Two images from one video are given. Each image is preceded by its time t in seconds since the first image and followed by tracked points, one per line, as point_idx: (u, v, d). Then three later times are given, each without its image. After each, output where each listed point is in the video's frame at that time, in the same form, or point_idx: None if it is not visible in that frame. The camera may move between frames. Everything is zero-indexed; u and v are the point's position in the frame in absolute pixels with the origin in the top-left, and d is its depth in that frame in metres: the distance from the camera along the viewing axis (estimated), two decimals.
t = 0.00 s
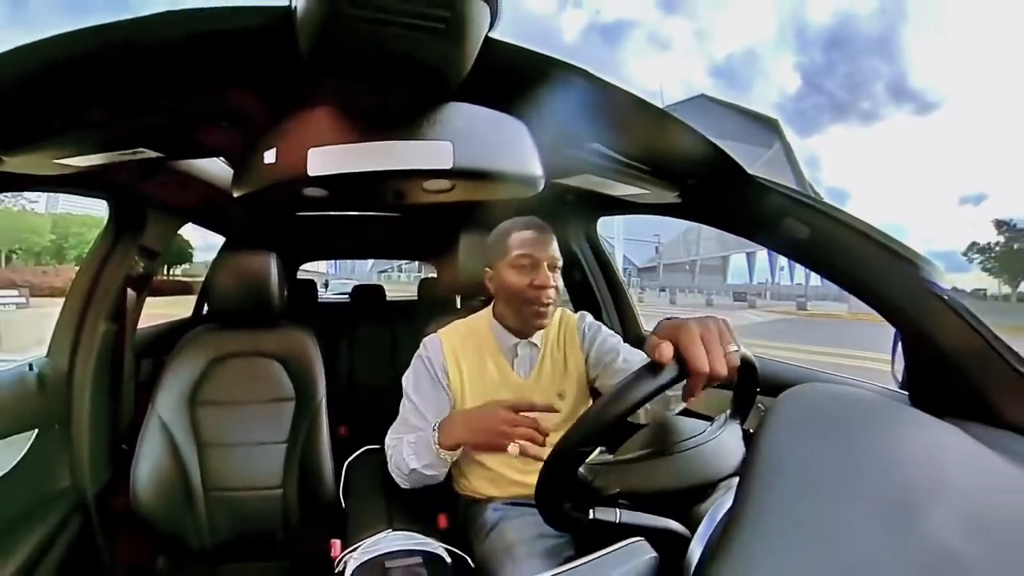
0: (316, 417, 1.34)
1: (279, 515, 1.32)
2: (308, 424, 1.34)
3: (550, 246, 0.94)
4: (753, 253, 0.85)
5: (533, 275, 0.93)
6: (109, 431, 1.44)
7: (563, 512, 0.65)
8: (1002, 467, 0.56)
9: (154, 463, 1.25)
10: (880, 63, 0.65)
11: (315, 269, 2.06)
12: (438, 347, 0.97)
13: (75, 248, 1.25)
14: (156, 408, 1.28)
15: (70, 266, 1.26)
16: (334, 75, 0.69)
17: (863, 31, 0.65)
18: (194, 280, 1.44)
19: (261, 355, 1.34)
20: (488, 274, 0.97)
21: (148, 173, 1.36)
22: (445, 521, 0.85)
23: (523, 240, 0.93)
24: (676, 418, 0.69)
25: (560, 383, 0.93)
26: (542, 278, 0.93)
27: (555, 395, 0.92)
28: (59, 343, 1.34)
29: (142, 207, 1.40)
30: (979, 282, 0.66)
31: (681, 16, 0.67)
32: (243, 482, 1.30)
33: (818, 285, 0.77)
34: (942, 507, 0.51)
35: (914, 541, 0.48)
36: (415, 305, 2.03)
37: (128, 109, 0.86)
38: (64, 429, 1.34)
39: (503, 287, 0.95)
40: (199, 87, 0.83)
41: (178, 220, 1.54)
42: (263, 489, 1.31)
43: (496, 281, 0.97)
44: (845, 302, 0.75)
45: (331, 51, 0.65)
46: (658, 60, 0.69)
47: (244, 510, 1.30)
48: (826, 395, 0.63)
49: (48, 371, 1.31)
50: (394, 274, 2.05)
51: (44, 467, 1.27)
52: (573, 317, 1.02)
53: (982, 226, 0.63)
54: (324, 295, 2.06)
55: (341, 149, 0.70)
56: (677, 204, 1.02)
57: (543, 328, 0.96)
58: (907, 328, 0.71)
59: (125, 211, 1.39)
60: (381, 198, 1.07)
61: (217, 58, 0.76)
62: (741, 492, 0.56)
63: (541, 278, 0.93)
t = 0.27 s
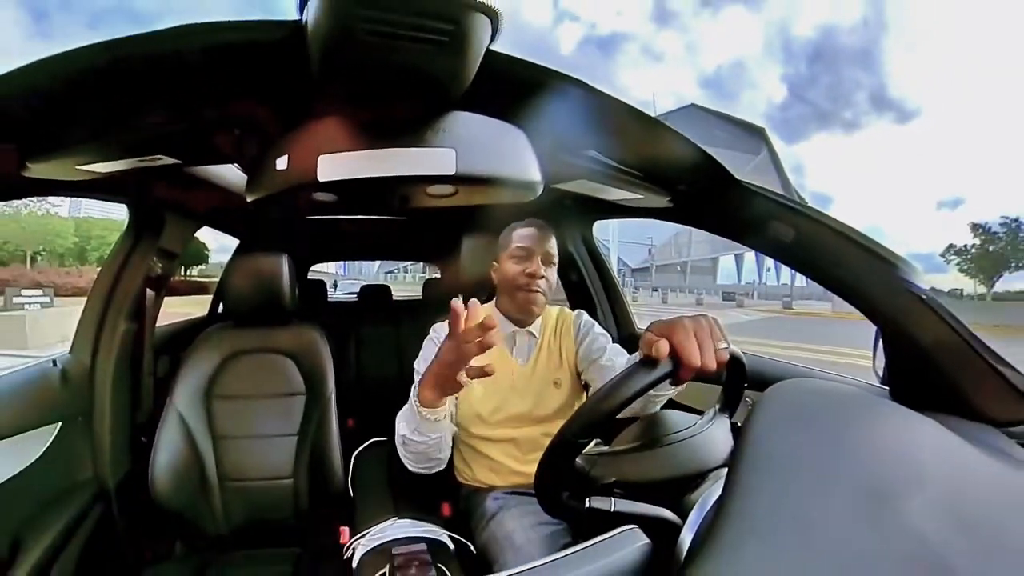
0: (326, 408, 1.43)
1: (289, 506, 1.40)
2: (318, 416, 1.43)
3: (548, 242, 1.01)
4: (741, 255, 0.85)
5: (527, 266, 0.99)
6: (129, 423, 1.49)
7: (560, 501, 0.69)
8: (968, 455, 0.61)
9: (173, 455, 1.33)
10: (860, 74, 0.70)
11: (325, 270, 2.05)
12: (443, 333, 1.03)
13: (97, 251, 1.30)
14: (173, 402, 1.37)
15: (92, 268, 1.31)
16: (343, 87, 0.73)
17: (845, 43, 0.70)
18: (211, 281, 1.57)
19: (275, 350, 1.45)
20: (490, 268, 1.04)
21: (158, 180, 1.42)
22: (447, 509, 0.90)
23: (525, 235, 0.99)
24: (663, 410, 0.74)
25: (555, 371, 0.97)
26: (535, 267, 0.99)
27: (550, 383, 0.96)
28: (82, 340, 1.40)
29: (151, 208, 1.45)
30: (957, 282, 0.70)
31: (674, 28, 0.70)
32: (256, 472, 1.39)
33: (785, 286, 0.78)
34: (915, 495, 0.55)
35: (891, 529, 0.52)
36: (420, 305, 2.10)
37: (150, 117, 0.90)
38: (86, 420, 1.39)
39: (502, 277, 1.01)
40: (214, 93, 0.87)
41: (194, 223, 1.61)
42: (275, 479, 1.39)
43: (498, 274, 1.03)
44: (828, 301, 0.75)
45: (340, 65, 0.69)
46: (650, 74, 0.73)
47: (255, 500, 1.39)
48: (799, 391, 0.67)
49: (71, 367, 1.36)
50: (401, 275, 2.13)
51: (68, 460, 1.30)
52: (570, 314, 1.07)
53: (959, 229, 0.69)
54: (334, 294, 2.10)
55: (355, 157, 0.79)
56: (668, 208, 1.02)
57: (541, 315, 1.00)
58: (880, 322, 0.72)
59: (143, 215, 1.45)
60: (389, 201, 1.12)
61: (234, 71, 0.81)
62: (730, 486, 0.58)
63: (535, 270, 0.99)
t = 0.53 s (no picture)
0: (336, 401, 1.55)
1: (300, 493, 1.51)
2: (328, 409, 1.55)
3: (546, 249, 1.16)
4: (729, 257, 0.89)
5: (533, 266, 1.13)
6: (147, 416, 1.55)
7: (558, 491, 0.72)
8: (947, 451, 0.65)
9: (189, 448, 1.45)
10: (843, 84, 0.73)
11: (333, 271, 2.18)
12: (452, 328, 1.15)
13: (118, 253, 1.33)
14: (191, 396, 1.48)
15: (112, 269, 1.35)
16: (353, 97, 0.78)
17: (828, 55, 0.74)
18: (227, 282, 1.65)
19: (289, 347, 1.55)
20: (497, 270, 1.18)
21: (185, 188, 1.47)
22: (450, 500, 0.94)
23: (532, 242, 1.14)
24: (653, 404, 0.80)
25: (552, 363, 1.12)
26: (540, 268, 1.14)
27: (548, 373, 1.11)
28: (102, 336, 1.46)
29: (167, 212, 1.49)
30: (935, 282, 0.73)
31: (665, 42, 0.75)
32: (270, 463, 1.50)
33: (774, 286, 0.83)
34: (895, 485, 0.59)
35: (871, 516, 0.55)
36: (424, 304, 2.16)
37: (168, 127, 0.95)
38: (107, 414, 1.44)
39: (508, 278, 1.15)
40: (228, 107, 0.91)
41: (210, 225, 1.68)
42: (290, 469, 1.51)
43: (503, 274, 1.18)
44: (813, 301, 0.80)
45: (349, 78, 0.74)
46: (643, 84, 0.76)
47: (267, 490, 1.50)
48: (779, 387, 0.72)
49: (93, 364, 1.42)
50: (408, 275, 2.20)
51: (91, 449, 1.37)
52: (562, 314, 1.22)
53: (937, 232, 0.71)
54: (342, 294, 2.19)
55: (361, 164, 0.82)
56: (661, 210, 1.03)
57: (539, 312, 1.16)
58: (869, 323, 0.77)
59: (162, 219, 1.49)
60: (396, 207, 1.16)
61: (247, 85, 0.85)
62: (718, 475, 0.62)
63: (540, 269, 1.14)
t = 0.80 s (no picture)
0: (343, 398, 1.60)
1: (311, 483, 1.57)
2: (337, 403, 1.60)
3: (542, 253, 1.22)
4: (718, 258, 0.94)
5: (531, 269, 1.20)
6: (164, 409, 1.59)
7: (555, 481, 0.76)
8: (925, 445, 0.69)
9: (205, 440, 1.51)
10: (827, 93, 0.76)
11: (342, 271, 2.21)
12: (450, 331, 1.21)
13: (139, 255, 1.36)
14: (205, 391, 1.54)
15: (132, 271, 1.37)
16: (361, 106, 0.83)
17: (813, 66, 0.77)
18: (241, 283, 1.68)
19: (298, 344, 1.60)
20: (497, 271, 1.23)
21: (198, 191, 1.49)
22: (452, 489, 0.98)
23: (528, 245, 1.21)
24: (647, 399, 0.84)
25: (546, 356, 1.17)
26: (538, 272, 1.20)
27: (542, 366, 1.16)
28: (123, 334, 1.50)
29: (179, 215, 1.53)
30: (915, 282, 0.78)
31: (658, 53, 0.77)
32: (281, 456, 1.55)
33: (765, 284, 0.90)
34: (875, 476, 0.63)
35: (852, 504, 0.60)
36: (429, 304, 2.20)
37: (183, 134, 0.98)
38: (126, 408, 1.49)
39: (506, 278, 1.21)
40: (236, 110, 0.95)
41: (226, 228, 1.70)
42: (301, 460, 1.56)
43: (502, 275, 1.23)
44: (798, 300, 0.89)
45: (356, 87, 0.79)
46: (637, 92, 0.80)
47: (278, 481, 1.55)
48: (769, 381, 0.76)
49: (113, 361, 1.47)
50: (412, 276, 2.24)
51: (110, 443, 1.41)
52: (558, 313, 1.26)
53: (917, 236, 0.74)
54: (350, 294, 2.24)
55: (369, 171, 0.91)
56: (653, 216, 1.09)
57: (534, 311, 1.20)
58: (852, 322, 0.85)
59: (179, 222, 1.54)
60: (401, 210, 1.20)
61: (258, 95, 0.88)
62: (706, 468, 0.65)
63: (537, 271, 1.20)
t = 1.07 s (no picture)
0: (351, 393, 1.64)
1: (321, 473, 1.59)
2: (345, 396, 1.64)
3: (540, 255, 1.26)
4: (708, 260, 1.00)
5: (528, 269, 1.24)
6: (180, 401, 1.62)
7: (552, 471, 0.81)
8: (905, 437, 0.72)
9: (219, 433, 1.54)
10: (812, 103, 0.80)
11: (350, 271, 2.26)
12: (453, 330, 1.24)
13: (155, 255, 1.41)
14: (220, 387, 1.58)
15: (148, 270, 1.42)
16: (368, 115, 0.86)
17: (799, 77, 0.81)
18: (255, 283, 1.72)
19: (307, 342, 1.65)
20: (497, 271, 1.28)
21: (214, 194, 1.52)
22: (457, 480, 1.02)
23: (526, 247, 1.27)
24: (640, 394, 0.86)
25: (544, 353, 1.21)
26: (533, 271, 1.24)
27: (540, 362, 1.20)
28: (140, 332, 1.53)
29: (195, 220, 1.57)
30: (896, 282, 0.80)
31: (651, 65, 0.84)
32: (293, 448, 1.58)
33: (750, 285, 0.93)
34: (855, 467, 0.66)
35: (834, 493, 0.63)
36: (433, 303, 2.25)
37: (197, 142, 1.02)
38: (144, 402, 1.52)
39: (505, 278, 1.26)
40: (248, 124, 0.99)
41: (238, 231, 1.73)
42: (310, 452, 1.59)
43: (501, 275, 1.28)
44: (785, 299, 0.90)
45: (362, 98, 0.82)
46: (631, 101, 0.85)
47: (294, 470, 1.58)
48: (758, 376, 0.81)
49: (132, 358, 1.50)
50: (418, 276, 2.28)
51: (129, 435, 1.44)
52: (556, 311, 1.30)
53: (897, 238, 0.77)
54: (358, 293, 2.26)
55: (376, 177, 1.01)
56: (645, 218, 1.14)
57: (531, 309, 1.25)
58: (837, 321, 0.86)
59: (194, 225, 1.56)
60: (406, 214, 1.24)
61: (267, 103, 0.91)
62: (698, 459, 0.69)
63: (533, 271, 1.24)
